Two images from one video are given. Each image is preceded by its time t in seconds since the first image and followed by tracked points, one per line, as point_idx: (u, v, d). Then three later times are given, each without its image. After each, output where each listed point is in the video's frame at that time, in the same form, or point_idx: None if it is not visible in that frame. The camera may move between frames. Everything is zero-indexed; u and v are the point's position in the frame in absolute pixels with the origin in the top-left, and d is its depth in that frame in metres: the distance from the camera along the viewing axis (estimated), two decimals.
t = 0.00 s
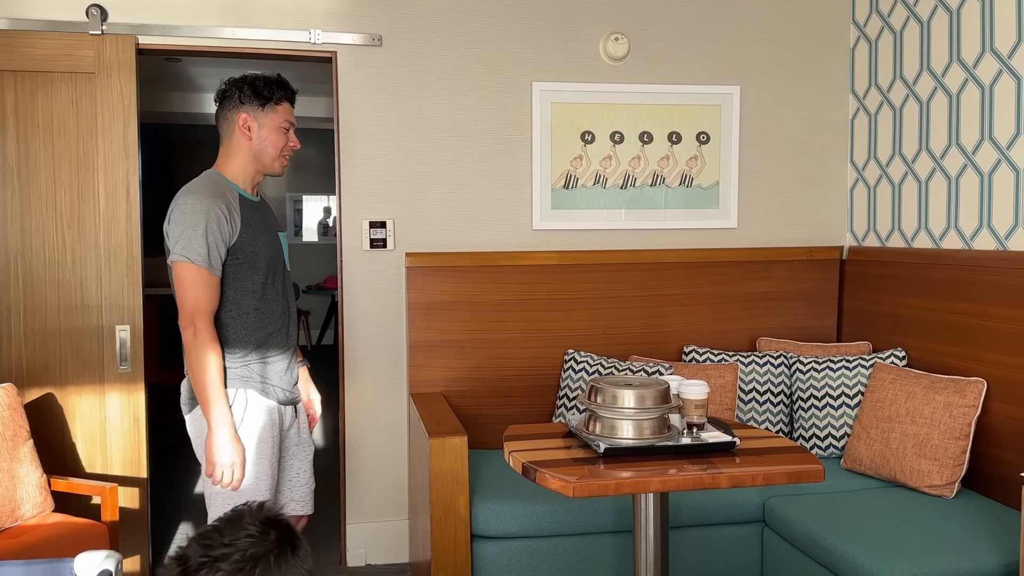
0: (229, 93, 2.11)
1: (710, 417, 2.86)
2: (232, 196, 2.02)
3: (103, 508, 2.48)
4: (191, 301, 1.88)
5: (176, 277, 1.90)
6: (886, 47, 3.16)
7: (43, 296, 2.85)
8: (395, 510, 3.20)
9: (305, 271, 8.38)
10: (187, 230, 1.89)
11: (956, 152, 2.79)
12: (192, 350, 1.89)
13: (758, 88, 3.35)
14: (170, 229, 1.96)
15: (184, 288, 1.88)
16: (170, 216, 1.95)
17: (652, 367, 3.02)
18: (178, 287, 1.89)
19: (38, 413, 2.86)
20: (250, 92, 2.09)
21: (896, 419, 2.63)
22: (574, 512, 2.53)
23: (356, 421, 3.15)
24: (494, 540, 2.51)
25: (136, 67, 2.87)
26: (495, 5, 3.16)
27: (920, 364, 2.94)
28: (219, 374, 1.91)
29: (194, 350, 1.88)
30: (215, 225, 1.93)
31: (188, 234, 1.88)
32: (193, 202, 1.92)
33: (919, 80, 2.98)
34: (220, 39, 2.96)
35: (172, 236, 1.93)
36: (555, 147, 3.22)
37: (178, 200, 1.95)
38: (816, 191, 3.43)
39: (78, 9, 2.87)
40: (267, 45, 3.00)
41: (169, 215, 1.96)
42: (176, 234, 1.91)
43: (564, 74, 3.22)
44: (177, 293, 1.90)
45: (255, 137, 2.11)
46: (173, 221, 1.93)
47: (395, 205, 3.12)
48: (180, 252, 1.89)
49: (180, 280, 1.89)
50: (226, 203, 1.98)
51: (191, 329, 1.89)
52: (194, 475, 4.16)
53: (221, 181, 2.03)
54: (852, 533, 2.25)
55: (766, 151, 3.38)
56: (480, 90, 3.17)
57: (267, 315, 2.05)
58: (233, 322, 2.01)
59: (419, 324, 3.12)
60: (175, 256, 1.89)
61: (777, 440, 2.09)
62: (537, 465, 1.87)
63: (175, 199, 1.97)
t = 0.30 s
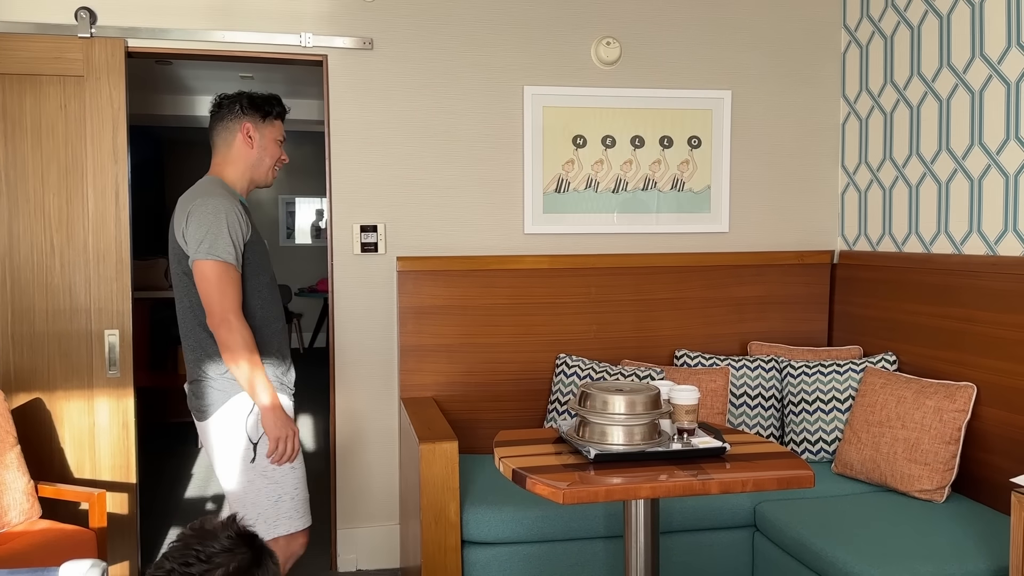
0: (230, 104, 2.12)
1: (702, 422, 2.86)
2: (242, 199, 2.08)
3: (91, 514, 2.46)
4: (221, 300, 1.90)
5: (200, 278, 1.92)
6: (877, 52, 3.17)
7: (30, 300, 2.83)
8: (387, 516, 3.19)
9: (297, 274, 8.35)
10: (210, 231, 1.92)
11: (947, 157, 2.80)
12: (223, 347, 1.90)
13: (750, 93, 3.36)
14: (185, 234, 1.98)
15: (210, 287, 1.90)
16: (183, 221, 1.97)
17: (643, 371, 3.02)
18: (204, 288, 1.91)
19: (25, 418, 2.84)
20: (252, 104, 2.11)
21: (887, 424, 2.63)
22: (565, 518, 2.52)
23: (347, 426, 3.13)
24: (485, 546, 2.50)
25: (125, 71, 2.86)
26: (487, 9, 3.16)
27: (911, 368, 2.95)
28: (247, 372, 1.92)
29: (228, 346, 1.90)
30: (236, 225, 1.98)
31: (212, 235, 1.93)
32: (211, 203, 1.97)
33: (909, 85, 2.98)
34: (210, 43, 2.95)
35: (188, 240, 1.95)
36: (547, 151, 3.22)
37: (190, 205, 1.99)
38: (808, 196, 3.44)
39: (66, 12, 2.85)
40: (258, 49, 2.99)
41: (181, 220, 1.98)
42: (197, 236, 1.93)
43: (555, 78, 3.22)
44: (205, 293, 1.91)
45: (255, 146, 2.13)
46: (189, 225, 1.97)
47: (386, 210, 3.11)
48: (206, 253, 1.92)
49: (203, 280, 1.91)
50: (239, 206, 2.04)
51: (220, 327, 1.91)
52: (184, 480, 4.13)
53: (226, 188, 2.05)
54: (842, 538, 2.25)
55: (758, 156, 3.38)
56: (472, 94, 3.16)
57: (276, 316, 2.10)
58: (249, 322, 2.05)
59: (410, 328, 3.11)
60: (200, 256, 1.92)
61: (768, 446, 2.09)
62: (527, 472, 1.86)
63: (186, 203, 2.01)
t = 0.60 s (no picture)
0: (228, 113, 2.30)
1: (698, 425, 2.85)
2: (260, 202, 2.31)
3: (83, 518, 2.44)
4: (272, 290, 2.15)
5: (252, 269, 2.13)
6: (874, 55, 3.17)
7: (23, 303, 2.81)
8: (381, 519, 3.17)
9: (292, 276, 8.33)
10: (265, 226, 2.16)
11: (943, 160, 2.80)
12: (272, 334, 2.17)
13: (746, 95, 3.35)
14: (233, 227, 2.17)
15: (263, 278, 2.14)
16: (229, 212, 2.17)
17: (639, 374, 3.01)
18: (259, 277, 2.13)
19: (17, 422, 2.82)
20: (250, 114, 2.31)
21: (883, 427, 2.62)
22: (561, 522, 2.51)
23: (342, 429, 3.12)
24: (480, 550, 2.49)
25: (119, 72, 2.84)
26: (483, 11, 3.15)
27: (907, 371, 2.95)
28: (289, 358, 2.20)
29: (281, 331, 2.17)
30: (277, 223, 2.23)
31: (266, 230, 2.16)
32: (258, 201, 2.20)
33: (906, 88, 2.98)
34: (205, 44, 2.93)
35: (240, 233, 2.15)
36: (543, 153, 3.21)
37: (238, 199, 2.19)
38: (804, 199, 3.43)
39: (60, 13, 2.83)
40: (252, 50, 2.98)
41: (226, 211, 2.17)
42: (251, 229, 2.15)
43: (552, 80, 3.21)
44: (257, 284, 2.14)
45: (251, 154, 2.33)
46: (241, 217, 2.17)
47: (381, 212, 3.10)
48: (260, 246, 2.14)
49: (253, 270, 2.14)
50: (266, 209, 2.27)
51: (270, 316, 2.16)
52: (178, 483, 4.11)
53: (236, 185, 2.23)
54: (838, 542, 2.24)
55: (754, 158, 3.37)
56: (467, 96, 3.15)
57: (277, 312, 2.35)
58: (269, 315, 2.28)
59: (405, 331, 3.10)
60: (255, 247, 2.14)
61: (764, 449, 2.08)
62: (522, 477, 1.85)
63: (226, 196, 2.19)
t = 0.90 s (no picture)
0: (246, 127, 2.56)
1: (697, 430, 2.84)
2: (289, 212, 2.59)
3: (79, 525, 2.43)
4: (318, 292, 2.43)
5: (303, 270, 2.41)
6: (872, 59, 3.17)
7: (19, 307, 2.80)
8: (379, 525, 3.16)
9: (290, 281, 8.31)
10: (316, 233, 2.45)
11: (942, 164, 2.80)
12: (309, 330, 2.45)
13: (745, 99, 3.35)
14: (287, 230, 2.43)
15: (311, 280, 2.42)
16: (280, 215, 2.43)
17: (638, 379, 3.00)
18: (312, 277, 2.42)
19: (13, 428, 2.81)
20: (266, 130, 2.59)
21: (883, 432, 2.62)
22: (560, 528, 2.50)
23: (340, 434, 3.11)
24: (478, 556, 2.48)
25: (116, 76, 2.83)
26: (481, 15, 3.15)
27: (906, 376, 2.94)
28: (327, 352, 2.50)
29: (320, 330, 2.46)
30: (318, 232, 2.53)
31: (317, 237, 2.46)
32: (306, 211, 2.48)
33: (904, 92, 2.98)
34: (203, 48, 2.93)
35: (296, 237, 2.43)
36: (541, 157, 3.20)
37: (292, 204, 2.46)
38: (803, 203, 3.43)
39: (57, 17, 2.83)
40: (250, 55, 2.97)
41: (275, 213, 2.43)
42: (306, 233, 2.44)
43: (550, 84, 3.21)
44: (305, 283, 2.41)
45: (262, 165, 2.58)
46: (296, 221, 2.45)
47: (379, 217, 3.10)
48: (311, 250, 2.44)
49: (303, 272, 2.41)
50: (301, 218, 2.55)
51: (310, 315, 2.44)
52: (175, 488, 4.09)
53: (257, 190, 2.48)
54: (837, 548, 2.23)
55: (753, 162, 3.37)
56: (465, 100, 3.15)
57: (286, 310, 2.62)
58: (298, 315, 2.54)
59: (404, 336, 3.09)
60: (309, 251, 2.42)
61: (764, 455, 2.08)
62: (521, 483, 1.84)
63: (276, 201, 2.45)
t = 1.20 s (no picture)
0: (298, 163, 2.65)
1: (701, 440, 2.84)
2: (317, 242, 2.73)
3: (86, 536, 2.44)
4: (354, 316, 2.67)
5: (346, 293, 2.64)
6: (875, 69, 3.18)
7: (25, 318, 2.81)
8: (384, 535, 3.16)
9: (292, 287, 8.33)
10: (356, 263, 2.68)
11: (945, 174, 2.80)
12: (343, 347, 2.68)
13: (748, 109, 3.36)
14: (338, 253, 2.61)
15: (349, 305, 2.65)
16: (333, 243, 2.60)
17: (642, 389, 3.00)
18: (354, 301, 2.65)
19: (19, 438, 2.81)
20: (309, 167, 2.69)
21: (887, 442, 2.62)
22: (565, 539, 2.50)
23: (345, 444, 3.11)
24: (484, 566, 2.49)
25: (122, 88, 2.85)
26: (485, 26, 3.16)
27: (910, 386, 2.95)
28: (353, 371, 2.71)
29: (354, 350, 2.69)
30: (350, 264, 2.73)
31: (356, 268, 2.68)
32: (349, 242, 2.68)
33: (907, 102, 2.99)
34: (207, 60, 2.94)
35: (343, 264, 2.62)
36: (545, 167, 3.21)
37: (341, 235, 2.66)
38: (805, 212, 3.44)
39: (63, 29, 2.84)
40: (255, 66, 2.99)
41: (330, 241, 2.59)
42: (353, 262, 2.65)
43: (553, 94, 3.22)
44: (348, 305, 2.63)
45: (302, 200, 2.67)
46: (345, 249, 2.65)
47: (383, 227, 3.11)
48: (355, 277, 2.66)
49: (345, 295, 2.63)
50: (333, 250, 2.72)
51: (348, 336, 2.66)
52: (179, 497, 4.10)
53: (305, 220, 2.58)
54: (843, 559, 2.23)
55: (756, 172, 3.38)
56: (469, 111, 3.16)
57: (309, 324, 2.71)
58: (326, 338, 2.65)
59: (408, 345, 3.10)
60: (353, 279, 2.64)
61: (770, 467, 2.08)
62: (528, 495, 1.85)
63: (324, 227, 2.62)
